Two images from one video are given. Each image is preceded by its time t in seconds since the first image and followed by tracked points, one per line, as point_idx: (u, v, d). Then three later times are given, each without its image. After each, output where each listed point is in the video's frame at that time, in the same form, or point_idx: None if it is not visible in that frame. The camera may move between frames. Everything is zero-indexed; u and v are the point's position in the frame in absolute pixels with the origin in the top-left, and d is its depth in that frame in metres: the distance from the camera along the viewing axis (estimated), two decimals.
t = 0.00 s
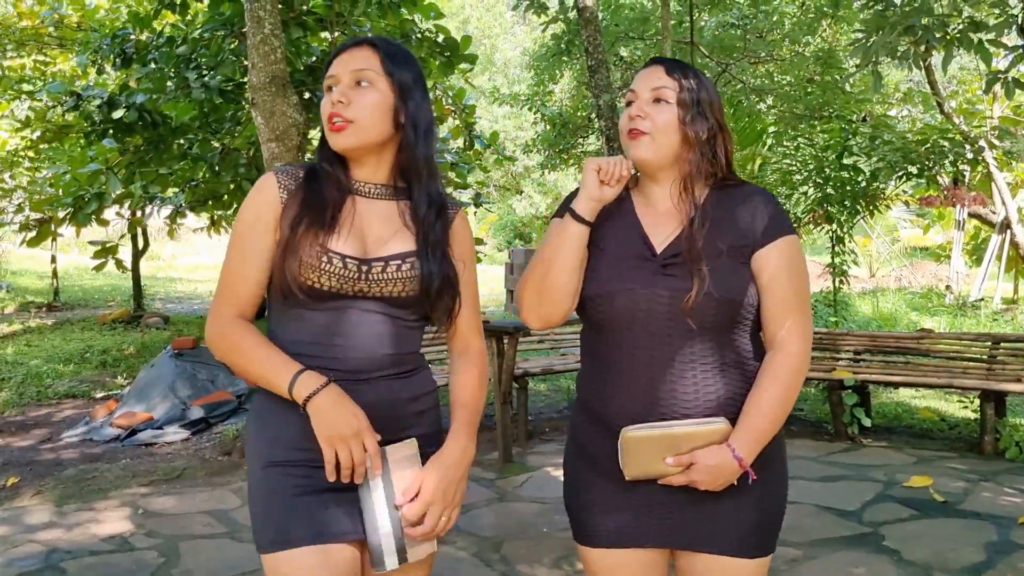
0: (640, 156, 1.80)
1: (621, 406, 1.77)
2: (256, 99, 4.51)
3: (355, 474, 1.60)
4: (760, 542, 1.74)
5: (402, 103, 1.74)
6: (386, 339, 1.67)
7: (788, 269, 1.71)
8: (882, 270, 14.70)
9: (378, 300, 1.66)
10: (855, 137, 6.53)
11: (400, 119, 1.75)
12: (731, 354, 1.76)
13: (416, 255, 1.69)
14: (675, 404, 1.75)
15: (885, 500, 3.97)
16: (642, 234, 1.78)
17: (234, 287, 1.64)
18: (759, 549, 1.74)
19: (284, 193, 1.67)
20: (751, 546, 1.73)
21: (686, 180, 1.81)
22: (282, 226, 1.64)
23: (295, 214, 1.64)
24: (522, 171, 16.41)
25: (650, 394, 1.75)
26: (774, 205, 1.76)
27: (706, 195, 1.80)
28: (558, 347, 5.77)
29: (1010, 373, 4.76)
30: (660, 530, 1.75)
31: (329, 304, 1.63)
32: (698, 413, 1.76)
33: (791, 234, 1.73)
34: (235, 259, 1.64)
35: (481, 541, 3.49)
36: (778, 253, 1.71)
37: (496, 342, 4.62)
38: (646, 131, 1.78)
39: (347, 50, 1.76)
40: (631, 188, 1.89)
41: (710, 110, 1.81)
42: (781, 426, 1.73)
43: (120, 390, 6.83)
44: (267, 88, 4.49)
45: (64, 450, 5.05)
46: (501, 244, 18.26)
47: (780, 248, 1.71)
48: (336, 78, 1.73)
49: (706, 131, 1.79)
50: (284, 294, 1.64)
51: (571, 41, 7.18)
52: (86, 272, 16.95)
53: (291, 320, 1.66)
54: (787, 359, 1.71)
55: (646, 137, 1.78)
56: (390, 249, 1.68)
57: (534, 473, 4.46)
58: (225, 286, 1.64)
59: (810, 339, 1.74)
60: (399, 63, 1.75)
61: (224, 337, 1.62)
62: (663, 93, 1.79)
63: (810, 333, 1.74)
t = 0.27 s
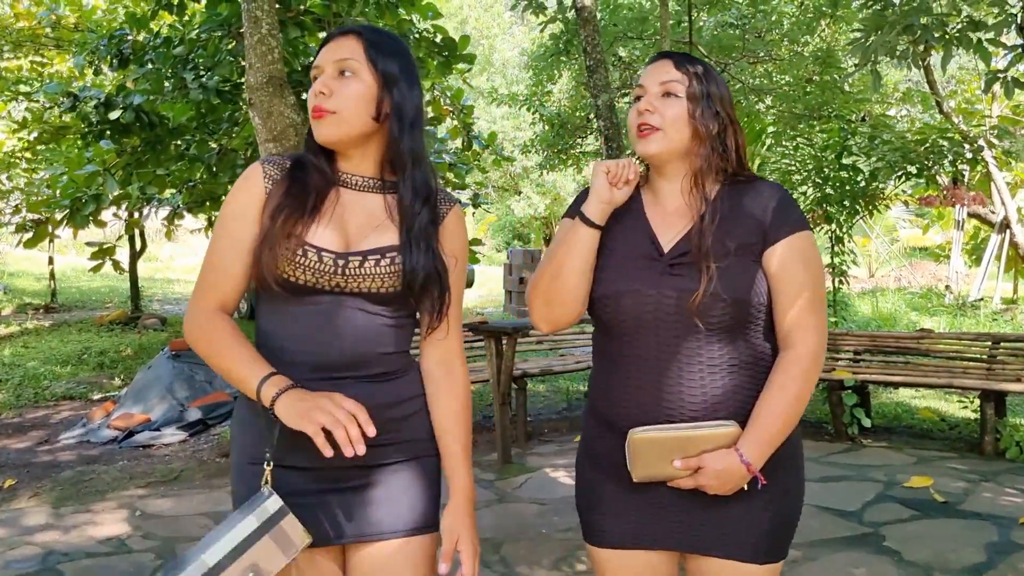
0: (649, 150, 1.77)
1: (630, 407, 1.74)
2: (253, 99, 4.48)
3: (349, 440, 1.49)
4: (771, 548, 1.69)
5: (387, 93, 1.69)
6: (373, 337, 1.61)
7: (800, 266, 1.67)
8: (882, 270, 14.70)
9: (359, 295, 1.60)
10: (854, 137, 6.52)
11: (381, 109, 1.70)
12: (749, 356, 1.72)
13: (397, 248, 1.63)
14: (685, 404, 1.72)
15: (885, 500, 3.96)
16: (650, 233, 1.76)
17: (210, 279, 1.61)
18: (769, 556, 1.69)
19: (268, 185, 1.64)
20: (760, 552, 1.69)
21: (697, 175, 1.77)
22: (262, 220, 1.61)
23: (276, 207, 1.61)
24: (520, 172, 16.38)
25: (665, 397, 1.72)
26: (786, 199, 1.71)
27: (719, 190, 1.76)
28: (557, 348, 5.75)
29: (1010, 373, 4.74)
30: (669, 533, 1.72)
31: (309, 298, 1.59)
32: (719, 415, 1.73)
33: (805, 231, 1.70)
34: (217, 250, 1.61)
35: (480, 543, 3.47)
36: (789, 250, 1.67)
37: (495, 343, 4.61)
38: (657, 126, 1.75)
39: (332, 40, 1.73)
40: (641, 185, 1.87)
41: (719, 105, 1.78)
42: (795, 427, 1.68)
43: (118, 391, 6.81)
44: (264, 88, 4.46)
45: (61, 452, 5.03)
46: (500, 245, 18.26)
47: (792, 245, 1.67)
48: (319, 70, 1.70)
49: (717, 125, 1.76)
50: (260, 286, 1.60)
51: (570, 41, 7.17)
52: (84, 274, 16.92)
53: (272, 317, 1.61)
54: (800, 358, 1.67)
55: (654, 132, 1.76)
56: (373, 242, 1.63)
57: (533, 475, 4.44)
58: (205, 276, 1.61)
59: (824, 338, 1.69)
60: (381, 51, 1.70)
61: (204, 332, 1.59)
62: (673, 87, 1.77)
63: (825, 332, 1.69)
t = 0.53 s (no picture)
0: (667, 149, 1.75)
1: (638, 407, 1.71)
2: (252, 100, 4.48)
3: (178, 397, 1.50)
4: (779, 551, 1.66)
5: (385, 88, 1.68)
6: (365, 336, 1.60)
7: (813, 265, 1.63)
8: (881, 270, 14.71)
9: (348, 293, 1.60)
10: (854, 137, 6.52)
11: (379, 105, 1.69)
12: (760, 358, 1.68)
13: (386, 245, 1.62)
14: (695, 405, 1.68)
15: (886, 501, 3.95)
16: (663, 232, 1.73)
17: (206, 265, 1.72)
18: (777, 559, 1.66)
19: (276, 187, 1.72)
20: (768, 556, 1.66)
21: (714, 174, 1.74)
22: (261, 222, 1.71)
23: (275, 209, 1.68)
24: (519, 172, 16.35)
25: (673, 397, 1.69)
26: (802, 197, 1.68)
27: (735, 188, 1.73)
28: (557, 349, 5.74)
29: (1010, 373, 4.73)
30: (679, 535, 1.69)
31: (301, 296, 1.62)
32: (718, 416, 1.68)
33: (818, 231, 1.65)
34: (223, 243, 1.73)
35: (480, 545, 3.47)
36: (800, 249, 1.63)
37: (495, 344, 4.60)
38: (673, 125, 1.73)
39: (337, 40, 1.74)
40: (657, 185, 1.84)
41: (734, 102, 1.75)
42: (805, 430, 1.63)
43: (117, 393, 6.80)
44: (263, 90, 4.46)
45: (60, 454, 5.02)
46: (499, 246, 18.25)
47: (804, 244, 1.63)
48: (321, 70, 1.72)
49: (733, 124, 1.73)
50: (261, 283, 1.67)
51: (569, 42, 7.16)
52: (83, 275, 16.90)
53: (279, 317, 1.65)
54: (813, 359, 1.62)
55: (671, 131, 1.73)
56: (364, 238, 1.63)
57: (533, 476, 4.43)
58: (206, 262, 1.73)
59: (837, 339, 1.64)
60: (379, 47, 1.69)
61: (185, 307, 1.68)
62: (689, 85, 1.74)
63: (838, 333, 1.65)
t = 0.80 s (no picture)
0: (675, 152, 1.74)
1: (646, 405, 1.69)
2: (251, 101, 4.51)
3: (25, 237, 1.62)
4: (786, 551, 1.65)
5: (402, 87, 1.68)
6: (377, 331, 1.62)
7: (822, 267, 1.62)
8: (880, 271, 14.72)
9: (363, 289, 1.62)
10: (853, 138, 6.53)
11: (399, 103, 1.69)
12: (768, 358, 1.66)
13: (401, 240, 1.62)
14: (701, 404, 1.67)
15: (886, 501, 3.95)
16: (677, 231, 1.70)
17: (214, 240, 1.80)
18: (784, 560, 1.65)
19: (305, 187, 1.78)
20: (776, 557, 1.64)
21: (723, 178, 1.73)
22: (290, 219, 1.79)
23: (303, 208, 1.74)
24: (519, 173, 16.34)
25: (682, 396, 1.67)
26: (811, 201, 1.67)
27: (744, 192, 1.71)
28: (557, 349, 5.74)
29: (1008, 373, 4.73)
30: (686, 535, 1.67)
31: (322, 293, 1.66)
32: (723, 416, 1.67)
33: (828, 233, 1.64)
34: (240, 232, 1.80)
35: (480, 545, 3.47)
36: (810, 251, 1.62)
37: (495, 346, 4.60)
38: (683, 128, 1.72)
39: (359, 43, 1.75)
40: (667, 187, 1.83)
41: (744, 105, 1.74)
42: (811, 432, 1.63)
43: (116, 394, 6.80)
44: (263, 91, 4.48)
45: (60, 455, 5.02)
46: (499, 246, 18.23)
47: (814, 246, 1.62)
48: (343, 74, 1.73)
49: (743, 127, 1.72)
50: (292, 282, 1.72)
51: (569, 43, 7.16)
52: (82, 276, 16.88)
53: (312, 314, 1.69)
54: (820, 362, 1.61)
55: (682, 134, 1.72)
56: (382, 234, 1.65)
57: (533, 477, 4.44)
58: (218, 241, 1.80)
59: (845, 341, 1.63)
60: (399, 47, 1.70)
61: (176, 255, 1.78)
62: (700, 89, 1.72)
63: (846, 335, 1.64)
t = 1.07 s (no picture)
0: (684, 154, 1.75)
1: (655, 406, 1.70)
2: (253, 101, 4.50)
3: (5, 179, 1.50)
4: (795, 549, 1.66)
5: (426, 95, 1.69)
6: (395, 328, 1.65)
7: (831, 270, 1.62)
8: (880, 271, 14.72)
9: (395, 295, 1.65)
10: (852, 139, 6.54)
11: (423, 112, 1.70)
12: (776, 359, 1.67)
13: (431, 248, 1.64)
14: (710, 403, 1.68)
15: (886, 501, 3.96)
16: (686, 233, 1.71)
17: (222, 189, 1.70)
18: (791, 557, 1.66)
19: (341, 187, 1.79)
20: (785, 553, 1.65)
21: (732, 181, 1.73)
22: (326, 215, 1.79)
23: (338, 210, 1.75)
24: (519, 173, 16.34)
25: (691, 397, 1.68)
26: (818, 204, 1.67)
27: (752, 194, 1.72)
28: (557, 349, 5.75)
29: (1007, 374, 4.73)
30: (696, 532, 1.68)
31: (357, 299, 1.69)
32: (728, 416, 1.67)
33: (837, 234, 1.64)
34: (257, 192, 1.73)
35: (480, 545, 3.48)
36: (817, 253, 1.62)
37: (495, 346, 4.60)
38: (692, 131, 1.73)
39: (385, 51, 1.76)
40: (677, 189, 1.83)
41: (753, 107, 1.74)
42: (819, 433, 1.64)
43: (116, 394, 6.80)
44: (264, 91, 4.48)
45: (61, 454, 5.03)
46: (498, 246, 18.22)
47: (822, 248, 1.62)
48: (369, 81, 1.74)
49: (752, 130, 1.73)
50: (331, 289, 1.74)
51: (568, 43, 7.16)
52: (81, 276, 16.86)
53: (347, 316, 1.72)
54: (828, 363, 1.62)
55: (693, 138, 1.73)
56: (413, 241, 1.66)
57: (533, 476, 4.45)
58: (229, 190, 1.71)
59: (852, 342, 1.64)
60: (423, 57, 1.71)
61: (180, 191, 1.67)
62: (708, 92, 1.73)
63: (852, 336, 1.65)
